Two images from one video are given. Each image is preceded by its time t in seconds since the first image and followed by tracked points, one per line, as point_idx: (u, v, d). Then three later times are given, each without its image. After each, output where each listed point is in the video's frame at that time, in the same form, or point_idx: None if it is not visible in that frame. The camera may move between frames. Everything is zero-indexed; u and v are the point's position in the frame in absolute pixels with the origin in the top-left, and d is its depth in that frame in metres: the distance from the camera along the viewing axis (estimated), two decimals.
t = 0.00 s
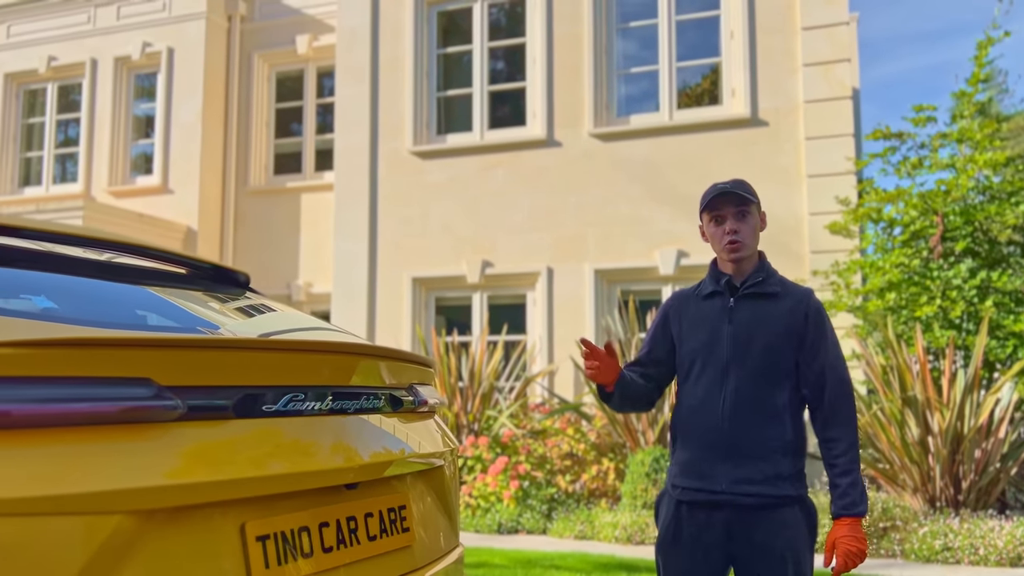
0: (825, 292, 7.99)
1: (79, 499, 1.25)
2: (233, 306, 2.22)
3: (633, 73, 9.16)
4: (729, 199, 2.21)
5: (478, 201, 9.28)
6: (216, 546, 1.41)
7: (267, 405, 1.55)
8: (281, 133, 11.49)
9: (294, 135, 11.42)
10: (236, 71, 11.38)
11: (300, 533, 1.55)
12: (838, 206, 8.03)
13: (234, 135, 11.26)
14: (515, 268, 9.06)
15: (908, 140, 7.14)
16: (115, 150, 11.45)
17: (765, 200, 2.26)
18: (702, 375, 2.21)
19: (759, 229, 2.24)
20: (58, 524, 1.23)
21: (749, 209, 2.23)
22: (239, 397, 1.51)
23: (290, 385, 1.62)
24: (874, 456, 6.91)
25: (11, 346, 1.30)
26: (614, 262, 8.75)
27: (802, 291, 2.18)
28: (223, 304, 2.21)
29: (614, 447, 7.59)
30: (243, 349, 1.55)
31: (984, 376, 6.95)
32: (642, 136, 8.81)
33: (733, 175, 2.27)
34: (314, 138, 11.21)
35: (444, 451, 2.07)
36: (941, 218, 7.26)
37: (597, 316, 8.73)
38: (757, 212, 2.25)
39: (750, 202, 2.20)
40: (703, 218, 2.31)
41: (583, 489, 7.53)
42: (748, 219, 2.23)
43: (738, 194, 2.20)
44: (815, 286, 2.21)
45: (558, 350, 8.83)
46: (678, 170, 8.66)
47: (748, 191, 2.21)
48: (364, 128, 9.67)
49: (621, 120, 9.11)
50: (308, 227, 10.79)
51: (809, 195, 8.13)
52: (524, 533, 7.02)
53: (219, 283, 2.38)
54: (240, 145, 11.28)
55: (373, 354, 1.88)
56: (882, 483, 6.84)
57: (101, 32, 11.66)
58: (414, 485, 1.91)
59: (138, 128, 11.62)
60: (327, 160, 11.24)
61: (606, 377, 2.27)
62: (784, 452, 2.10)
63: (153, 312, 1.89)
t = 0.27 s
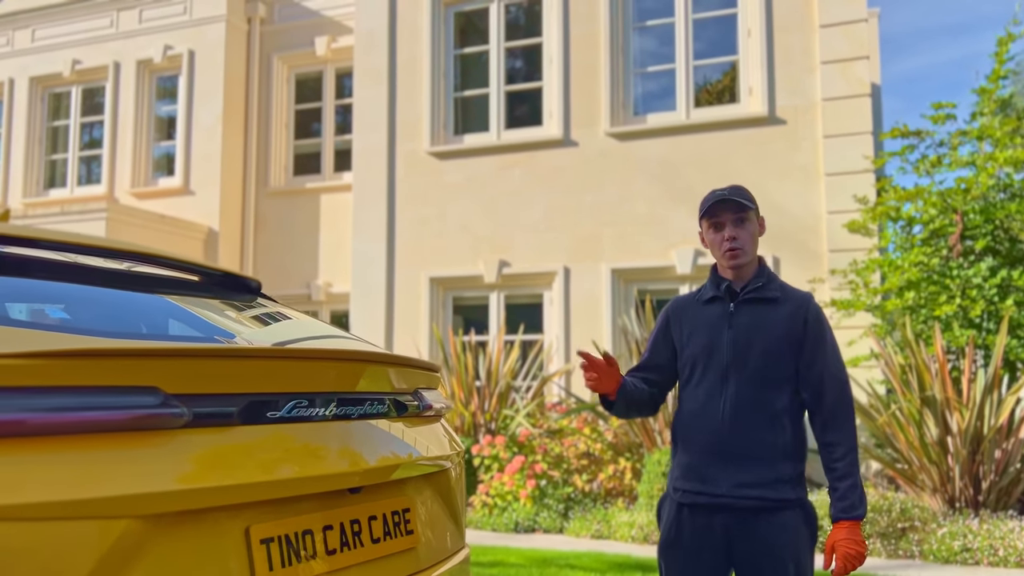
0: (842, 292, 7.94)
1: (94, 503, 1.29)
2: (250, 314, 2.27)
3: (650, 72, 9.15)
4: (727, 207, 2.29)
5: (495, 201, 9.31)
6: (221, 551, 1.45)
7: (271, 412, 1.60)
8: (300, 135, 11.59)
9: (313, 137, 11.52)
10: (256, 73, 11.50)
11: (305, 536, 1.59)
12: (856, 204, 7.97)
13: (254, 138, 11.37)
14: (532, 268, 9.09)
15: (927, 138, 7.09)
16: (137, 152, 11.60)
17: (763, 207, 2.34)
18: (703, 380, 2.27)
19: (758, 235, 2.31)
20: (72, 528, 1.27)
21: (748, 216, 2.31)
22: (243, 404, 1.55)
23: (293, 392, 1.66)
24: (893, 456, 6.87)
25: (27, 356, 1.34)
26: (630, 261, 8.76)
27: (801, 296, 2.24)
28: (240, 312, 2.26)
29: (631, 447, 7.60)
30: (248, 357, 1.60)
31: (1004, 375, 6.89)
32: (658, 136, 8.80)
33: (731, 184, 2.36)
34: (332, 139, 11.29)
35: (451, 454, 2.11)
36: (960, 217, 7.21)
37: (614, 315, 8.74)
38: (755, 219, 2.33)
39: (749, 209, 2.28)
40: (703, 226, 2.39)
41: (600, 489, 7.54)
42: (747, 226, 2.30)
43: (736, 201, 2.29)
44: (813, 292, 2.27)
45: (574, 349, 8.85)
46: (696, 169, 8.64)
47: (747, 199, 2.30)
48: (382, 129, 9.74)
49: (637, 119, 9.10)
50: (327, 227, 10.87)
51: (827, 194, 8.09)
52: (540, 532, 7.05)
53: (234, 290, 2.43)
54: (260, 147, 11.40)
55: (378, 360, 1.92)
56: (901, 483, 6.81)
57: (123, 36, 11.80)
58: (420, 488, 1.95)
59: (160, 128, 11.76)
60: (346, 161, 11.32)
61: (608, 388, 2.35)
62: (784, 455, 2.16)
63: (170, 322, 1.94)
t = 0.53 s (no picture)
0: (864, 288, 7.85)
1: (94, 504, 1.34)
2: (267, 321, 2.29)
3: (670, 67, 9.10)
4: (724, 210, 2.39)
5: (515, 198, 9.33)
6: (216, 550, 1.48)
7: (267, 414, 1.62)
8: (323, 133, 11.67)
9: (336, 135, 11.60)
10: (279, 73, 11.60)
11: (301, 535, 1.62)
12: (878, 199, 7.89)
13: (277, 136, 11.48)
14: (552, 265, 9.11)
15: (950, 132, 6.99)
16: (163, 151, 11.75)
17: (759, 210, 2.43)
18: (702, 381, 2.35)
19: (754, 236, 2.40)
20: (70, 528, 1.31)
21: (744, 218, 2.40)
22: (239, 407, 1.58)
23: (290, 394, 1.68)
24: (915, 454, 6.80)
25: (30, 362, 1.39)
26: (650, 257, 8.73)
27: (799, 297, 2.31)
28: (257, 318, 2.29)
29: (651, 443, 7.59)
30: (245, 361, 1.62)
31: None
32: (678, 131, 8.76)
33: (726, 188, 2.46)
34: (354, 137, 11.36)
35: (452, 454, 2.14)
36: (985, 212, 7.11)
37: (634, 312, 8.73)
38: (752, 221, 2.42)
39: (744, 211, 2.37)
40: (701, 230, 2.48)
41: (619, 486, 7.54)
42: (743, 228, 2.39)
43: (731, 204, 2.38)
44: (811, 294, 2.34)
45: (594, 346, 8.85)
46: (716, 165, 8.59)
47: (742, 201, 2.39)
48: (403, 127, 9.79)
49: (658, 114, 9.07)
50: (349, 224, 10.95)
51: (849, 189, 8.01)
52: (560, 528, 7.08)
53: (246, 293, 2.46)
54: (283, 146, 11.50)
55: (375, 362, 1.95)
56: (924, 481, 6.73)
57: (149, 36, 11.95)
58: (419, 488, 1.98)
59: (184, 127, 11.91)
60: (368, 158, 11.39)
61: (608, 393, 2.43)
62: (782, 455, 2.23)
63: (184, 327, 1.98)
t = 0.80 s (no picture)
0: (890, 281, 7.77)
1: (107, 501, 1.35)
2: (289, 325, 2.34)
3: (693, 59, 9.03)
4: (727, 209, 2.43)
5: (539, 193, 9.34)
6: (220, 548, 1.50)
7: (268, 414, 1.65)
8: (347, 129, 11.77)
9: (360, 131, 11.69)
10: (305, 70, 11.71)
11: (302, 532, 1.65)
12: (904, 191, 7.79)
13: (303, 133, 11.60)
14: (575, 259, 9.11)
15: (977, 123, 6.89)
16: (192, 148, 11.92)
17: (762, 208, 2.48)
18: (704, 380, 2.40)
19: (757, 235, 2.45)
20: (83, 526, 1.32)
21: (747, 217, 2.44)
22: (239, 408, 1.60)
23: (290, 395, 1.71)
24: (941, 449, 6.73)
25: (42, 365, 1.40)
26: (673, 251, 8.70)
27: (800, 297, 2.37)
28: (278, 323, 2.34)
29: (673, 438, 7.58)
30: (245, 363, 1.65)
31: None
32: (702, 124, 8.70)
33: (730, 187, 2.50)
34: (378, 133, 11.45)
35: (457, 450, 2.18)
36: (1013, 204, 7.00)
37: (657, 306, 8.71)
38: (754, 220, 2.46)
39: (747, 210, 2.41)
40: (705, 229, 2.53)
41: (641, 480, 7.54)
42: (746, 227, 2.44)
43: (734, 203, 2.42)
44: (812, 294, 2.39)
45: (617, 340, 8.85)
46: (740, 158, 8.53)
47: (745, 201, 2.43)
48: (426, 123, 9.85)
49: (681, 107, 9.01)
50: (373, 219, 11.05)
51: (875, 181, 7.91)
52: (581, 522, 7.12)
53: (257, 294, 2.52)
54: (309, 142, 11.62)
55: (377, 362, 1.98)
56: (949, 477, 6.66)
57: (177, 35, 12.12)
58: (421, 486, 2.02)
59: (212, 123, 12.07)
60: (392, 154, 11.47)
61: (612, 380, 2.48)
62: (784, 453, 2.27)
63: (199, 330, 2.03)
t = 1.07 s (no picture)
0: (920, 273, 7.66)
1: (122, 496, 1.40)
2: (313, 327, 2.41)
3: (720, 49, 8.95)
4: (739, 206, 2.43)
5: (565, 185, 9.34)
6: (230, 541, 1.55)
7: (278, 412, 1.69)
8: (375, 123, 11.84)
9: (388, 124, 11.76)
10: (332, 64, 11.80)
11: (311, 526, 1.70)
12: (933, 182, 7.67)
13: (331, 126, 11.70)
14: (601, 251, 9.11)
15: (1009, 112, 6.76)
16: (223, 143, 12.08)
17: (775, 204, 2.48)
18: (715, 375, 2.41)
19: (769, 232, 2.45)
20: (102, 520, 1.37)
21: (760, 214, 2.44)
22: (249, 406, 1.65)
23: (300, 393, 1.76)
24: (970, 443, 6.64)
25: (62, 363, 1.45)
26: (699, 243, 8.66)
27: (811, 295, 2.38)
28: (303, 324, 2.40)
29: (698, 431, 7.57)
30: (256, 363, 1.69)
31: None
32: (729, 114, 8.64)
33: (744, 183, 2.50)
34: (405, 126, 11.51)
35: (468, 446, 2.23)
36: None
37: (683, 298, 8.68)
38: (767, 216, 2.46)
39: (759, 206, 2.42)
40: (718, 225, 2.54)
41: (666, 472, 7.54)
42: (759, 224, 2.44)
43: (747, 200, 2.42)
44: (824, 292, 2.40)
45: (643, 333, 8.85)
46: (768, 149, 8.45)
47: (758, 197, 2.43)
48: (452, 115, 9.89)
49: (708, 98, 8.95)
50: (401, 212, 11.13)
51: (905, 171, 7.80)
52: (606, 514, 7.16)
53: (274, 293, 2.58)
54: (337, 136, 11.72)
55: (386, 362, 2.03)
56: (979, 472, 6.56)
57: (208, 31, 12.28)
58: (430, 481, 2.06)
59: (242, 116, 12.21)
60: (418, 147, 11.53)
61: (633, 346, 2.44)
62: (794, 450, 2.29)
63: (222, 330, 2.09)
